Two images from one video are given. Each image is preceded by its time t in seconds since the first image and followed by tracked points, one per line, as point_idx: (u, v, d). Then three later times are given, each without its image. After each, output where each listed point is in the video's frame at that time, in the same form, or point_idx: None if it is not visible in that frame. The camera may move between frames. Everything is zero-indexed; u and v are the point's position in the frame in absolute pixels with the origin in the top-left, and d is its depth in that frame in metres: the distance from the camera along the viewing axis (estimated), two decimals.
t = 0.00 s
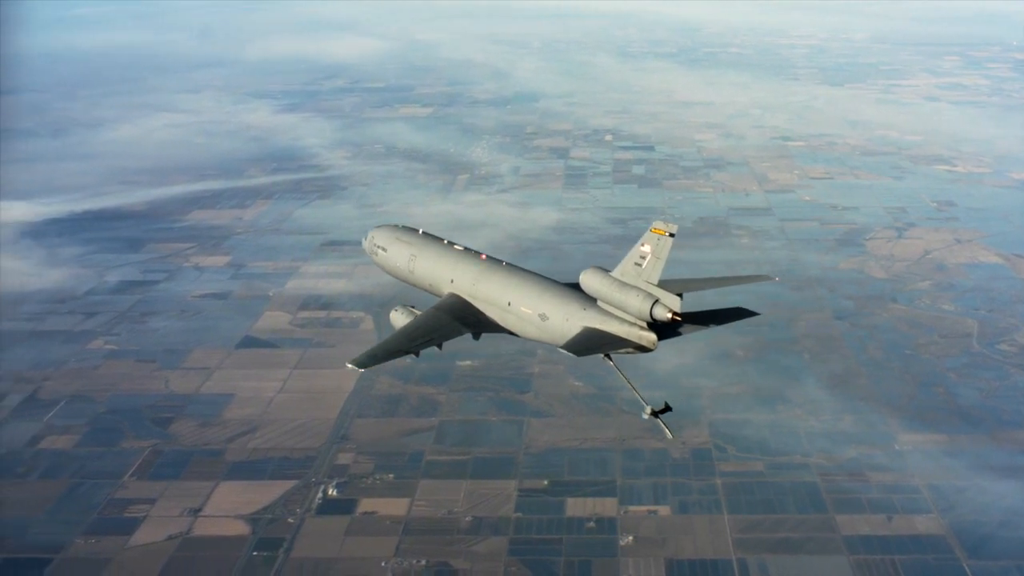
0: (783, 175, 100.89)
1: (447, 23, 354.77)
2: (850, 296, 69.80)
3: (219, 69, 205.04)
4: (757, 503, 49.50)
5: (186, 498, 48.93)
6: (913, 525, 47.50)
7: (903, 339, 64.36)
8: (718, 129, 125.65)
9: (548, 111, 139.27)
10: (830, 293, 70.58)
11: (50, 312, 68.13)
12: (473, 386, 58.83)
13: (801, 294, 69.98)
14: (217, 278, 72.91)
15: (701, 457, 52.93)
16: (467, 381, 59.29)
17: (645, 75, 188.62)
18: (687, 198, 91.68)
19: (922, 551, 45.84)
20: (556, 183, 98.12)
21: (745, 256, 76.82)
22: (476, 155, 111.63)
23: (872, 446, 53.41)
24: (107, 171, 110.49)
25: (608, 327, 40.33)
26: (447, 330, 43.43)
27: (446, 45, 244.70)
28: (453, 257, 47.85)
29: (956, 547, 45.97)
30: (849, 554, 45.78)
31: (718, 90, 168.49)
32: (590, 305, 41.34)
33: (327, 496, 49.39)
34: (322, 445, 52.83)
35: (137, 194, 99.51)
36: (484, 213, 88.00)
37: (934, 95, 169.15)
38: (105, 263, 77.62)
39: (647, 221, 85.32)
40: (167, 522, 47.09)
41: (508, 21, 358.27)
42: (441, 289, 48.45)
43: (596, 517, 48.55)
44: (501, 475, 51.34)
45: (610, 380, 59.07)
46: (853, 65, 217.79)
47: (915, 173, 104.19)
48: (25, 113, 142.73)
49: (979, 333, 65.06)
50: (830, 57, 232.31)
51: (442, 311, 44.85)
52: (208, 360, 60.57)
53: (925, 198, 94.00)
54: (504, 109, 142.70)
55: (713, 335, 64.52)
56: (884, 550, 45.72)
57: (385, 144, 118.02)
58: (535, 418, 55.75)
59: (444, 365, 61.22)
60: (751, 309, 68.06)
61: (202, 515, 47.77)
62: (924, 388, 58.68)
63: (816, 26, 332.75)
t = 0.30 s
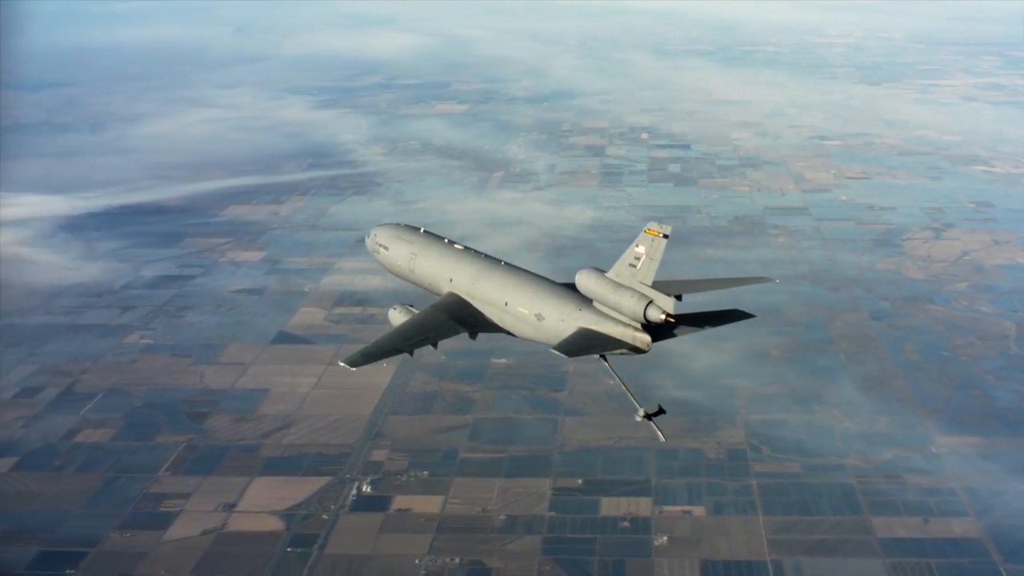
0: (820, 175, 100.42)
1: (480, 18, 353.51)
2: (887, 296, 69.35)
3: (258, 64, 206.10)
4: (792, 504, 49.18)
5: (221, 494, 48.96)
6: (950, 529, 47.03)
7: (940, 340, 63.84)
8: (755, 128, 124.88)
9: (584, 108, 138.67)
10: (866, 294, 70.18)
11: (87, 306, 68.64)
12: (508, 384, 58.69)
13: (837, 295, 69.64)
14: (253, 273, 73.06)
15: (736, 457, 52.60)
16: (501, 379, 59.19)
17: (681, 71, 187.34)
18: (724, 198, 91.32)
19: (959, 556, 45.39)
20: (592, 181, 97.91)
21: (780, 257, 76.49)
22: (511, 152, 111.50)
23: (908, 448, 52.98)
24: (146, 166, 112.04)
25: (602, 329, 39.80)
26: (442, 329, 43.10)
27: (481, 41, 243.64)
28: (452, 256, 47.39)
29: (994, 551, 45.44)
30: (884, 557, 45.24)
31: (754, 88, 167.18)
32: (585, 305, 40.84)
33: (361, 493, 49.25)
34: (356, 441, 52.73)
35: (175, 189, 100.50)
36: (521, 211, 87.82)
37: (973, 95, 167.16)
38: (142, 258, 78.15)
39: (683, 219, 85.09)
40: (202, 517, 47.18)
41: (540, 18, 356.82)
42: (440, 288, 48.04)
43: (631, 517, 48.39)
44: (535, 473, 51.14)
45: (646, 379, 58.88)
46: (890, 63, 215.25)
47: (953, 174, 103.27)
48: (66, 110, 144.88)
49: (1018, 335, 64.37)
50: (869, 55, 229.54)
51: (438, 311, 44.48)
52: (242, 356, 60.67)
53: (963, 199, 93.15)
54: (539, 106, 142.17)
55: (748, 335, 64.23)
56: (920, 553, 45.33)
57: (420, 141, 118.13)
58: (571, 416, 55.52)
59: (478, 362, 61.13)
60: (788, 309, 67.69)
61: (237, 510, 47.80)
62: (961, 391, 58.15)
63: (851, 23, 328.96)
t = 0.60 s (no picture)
0: (857, 175, 99.80)
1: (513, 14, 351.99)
2: (924, 298, 68.90)
3: (295, 58, 206.34)
4: (828, 506, 48.82)
5: (256, 489, 48.87)
6: (987, 533, 46.47)
7: (978, 343, 63.21)
8: (792, 127, 123.90)
9: (620, 106, 137.87)
10: (904, 295, 69.74)
11: (124, 300, 69.07)
12: (542, 381, 58.49)
13: (874, 296, 69.26)
14: (289, 268, 73.14)
15: (771, 458, 52.27)
16: (536, 377, 59.00)
17: (718, 67, 185.62)
18: (761, 197, 90.89)
19: (996, 560, 44.79)
20: (629, 180, 97.68)
21: (816, 258, 76.10)
22: (547, 149, 111.35)
23: (945, 451, 52.52)
24: (185, 160, 113.07)
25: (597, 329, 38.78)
26: (438, 328, 41.91)
27: (516, 35, 242.08)
28: (453, 255, 46.31)
29: None
30: (919, 561, 44.80)
31: (792, 84, 165.42)
32: (581, 305, 39.73)
33: (396, 490, 48.95)
34: (390, 439, 52.53)
35: (213, 183, 101.23)
36: (558, 209, 87.63)
37: (1013, 94, 164.65)
38: (178, 253, 78.53)
39: (719, 218, 84.78)
40: (236, 513, 47.14)
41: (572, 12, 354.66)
42: (440, 287, 46.96)
43: (665, 517, 47.96)
44: (570, 472, 50.83)
45: (682, 378, 58.60)
46: (930, 60, 211.92)
47: (992, 175, 102.05)
48: (106, 104, 146.74)
49: None
50: (908, 50, 226.10)
51: (435, 310, 43.44)
52: (277, 351, 60.77)
53: (1002, 200, 92.07)
54: (576, 103, 141.37)
55: (784, 335, 63.89)
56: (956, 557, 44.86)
57: (457, 138, 118.10)
58: (606, 415, 55.25)
59: (513, 360, 60.94)
60: (825, 309, 67.38)
61: (271, 506, 47.71)
62: (999, 394, 57.53)
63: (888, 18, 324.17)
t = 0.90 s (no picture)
0: (895, 175, 99.09)
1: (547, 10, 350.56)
2: (962, 300, 68.33)
3: (331, 53, 206.17)
4: (863, 508, 48.44)
5: (290, 485, 48.76)
6: None
7: (1017, 345, 62.40)
8: (829, 126, 122.94)
9: (657, 103, 137.25)
10: (941, 296, 69.25)
11: (160, 294, 69.35)
12: (577, 380, 58.22)
13: (911, 297, 68.86)
14: (324, 265, 73.18)
15: (807, 459, 51.91)
16: (571, 375, 58.74)
17: (756, 62, 183.95)
18: (797, 197, 90.64)
19: None
20: (665, 178, 97.42)
21: (851, 258, 75.71)
22: (583, 147, 111.10)
23: (982, 454, 51.91)
24: (222, 155, 113.70)
25: (591, 329, 37.80)
26: (433, 328, 40.92)
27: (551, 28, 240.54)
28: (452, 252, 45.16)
29: None
30: (955, 564, 44.34)
31: (831, 81, 163.79)
32: (576, 305, 38.69)
33: (430, 487, 48.74)
34: (425, 437, 52.36)
35: (249, 178, 101.70)
36: (595, 208, 87.53)
37: None
38: (214, 248, 78.83)
39: (755, 218, 84.52)
40: (271, 509, 47.09)
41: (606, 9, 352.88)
42: (439, 285, 45.80)
43: (700, 517, 47.58)
44: (604, 471, 50.59)
45: (717, 377, 58.31)
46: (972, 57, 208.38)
47: None
48: (143, 100, 148.05)
49: None
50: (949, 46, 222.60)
51: (431, 308, 42.37)
52: (311, 348, 60.80)
53: None
54: (612, 101, 140.76)
55: (821, 335, 63.55)
56: (993, 561, 44.25)
57: (493, 135, 118.10)
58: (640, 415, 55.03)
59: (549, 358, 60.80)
60: (860, 310, 67.08)
61: (306, 503, 47.58)
62: None
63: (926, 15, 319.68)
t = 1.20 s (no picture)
0: (933, 174, 98.29)
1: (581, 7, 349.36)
2: (1001, 301, 67.57)
3: (365, 49, 205.99)
4: (899, 509, 48.08)
5: (326, 482, 48.58)
6: None
7: None
8: (866, 125, 121.92)
9: (693, 101, 136.61)
10: (980, 297, 68.60)
11: (196, 290, 69.56)
12: (613, 380, 58.25)
13: (949, 298, 68.53)
14: (360, 262, 73.24)
15: (843, 460, 51.47)
16: (607, 375, 58.71)
17: (793, 58, 182.46)
18: (834, 196, 90.35)
19: None
20: (701, 176, 97.14)
21: (888, 258, 75.30)
22: (619, 145, 110.86)
23: (1021, 456, 51.20)
24: (257, 151, 114.26)
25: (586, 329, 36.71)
26: (429, 326, 40.02)
27: (585, 23, 239.35)
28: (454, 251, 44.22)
29: None
30: (993, 567, 43.74)
31: (868, 79, 162.34)
32: (573, 303, 37.64)
33: (466, 486, 48.53)
34: (460, 435, 52.26)
35: (284, 175, 102.03)
36: (630, 207, 87.39)
37: None
38: (250, 244, 79.13)
39: (792, 217, 84.18)
40: (306, 505, 46.93)
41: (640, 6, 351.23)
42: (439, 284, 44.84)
43: (736, 517, 47.23)
44: (640, 472, 50.33)
45: (753, 377, 58.09)
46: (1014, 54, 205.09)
47: None
48: (180, 96, 149.08)
49: None
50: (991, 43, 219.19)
51: (429, 306, 41.45)
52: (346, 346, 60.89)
53: None
54: (648, 99, 140.34)
55: (857, 335, 63.23)
56: None
57: (528, 133, 117.99)
58: (676, 414, 54.84)
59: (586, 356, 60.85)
60: (897, 310, 66.79)
61: (341, 500, 47.37)
62: None
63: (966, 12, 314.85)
